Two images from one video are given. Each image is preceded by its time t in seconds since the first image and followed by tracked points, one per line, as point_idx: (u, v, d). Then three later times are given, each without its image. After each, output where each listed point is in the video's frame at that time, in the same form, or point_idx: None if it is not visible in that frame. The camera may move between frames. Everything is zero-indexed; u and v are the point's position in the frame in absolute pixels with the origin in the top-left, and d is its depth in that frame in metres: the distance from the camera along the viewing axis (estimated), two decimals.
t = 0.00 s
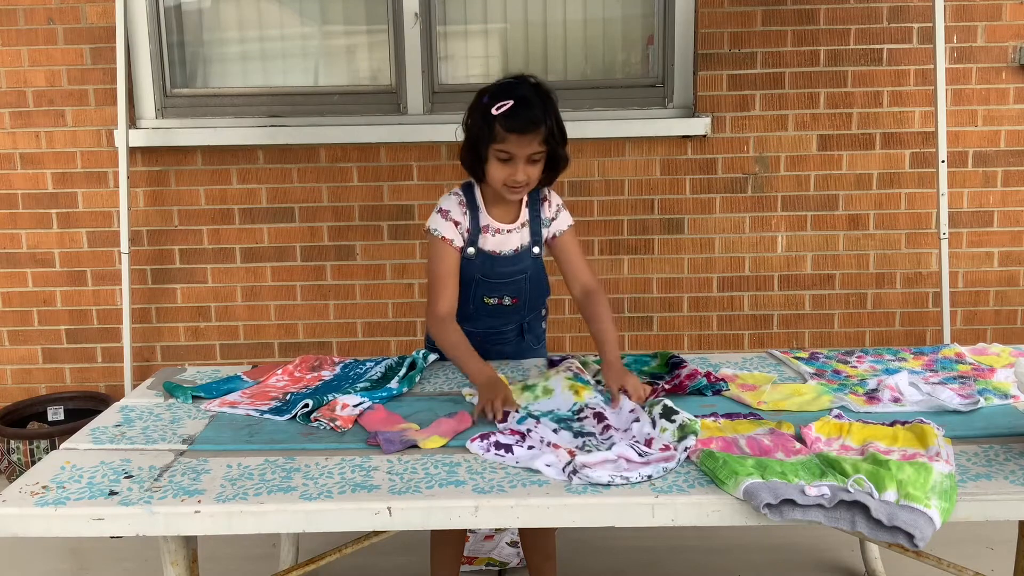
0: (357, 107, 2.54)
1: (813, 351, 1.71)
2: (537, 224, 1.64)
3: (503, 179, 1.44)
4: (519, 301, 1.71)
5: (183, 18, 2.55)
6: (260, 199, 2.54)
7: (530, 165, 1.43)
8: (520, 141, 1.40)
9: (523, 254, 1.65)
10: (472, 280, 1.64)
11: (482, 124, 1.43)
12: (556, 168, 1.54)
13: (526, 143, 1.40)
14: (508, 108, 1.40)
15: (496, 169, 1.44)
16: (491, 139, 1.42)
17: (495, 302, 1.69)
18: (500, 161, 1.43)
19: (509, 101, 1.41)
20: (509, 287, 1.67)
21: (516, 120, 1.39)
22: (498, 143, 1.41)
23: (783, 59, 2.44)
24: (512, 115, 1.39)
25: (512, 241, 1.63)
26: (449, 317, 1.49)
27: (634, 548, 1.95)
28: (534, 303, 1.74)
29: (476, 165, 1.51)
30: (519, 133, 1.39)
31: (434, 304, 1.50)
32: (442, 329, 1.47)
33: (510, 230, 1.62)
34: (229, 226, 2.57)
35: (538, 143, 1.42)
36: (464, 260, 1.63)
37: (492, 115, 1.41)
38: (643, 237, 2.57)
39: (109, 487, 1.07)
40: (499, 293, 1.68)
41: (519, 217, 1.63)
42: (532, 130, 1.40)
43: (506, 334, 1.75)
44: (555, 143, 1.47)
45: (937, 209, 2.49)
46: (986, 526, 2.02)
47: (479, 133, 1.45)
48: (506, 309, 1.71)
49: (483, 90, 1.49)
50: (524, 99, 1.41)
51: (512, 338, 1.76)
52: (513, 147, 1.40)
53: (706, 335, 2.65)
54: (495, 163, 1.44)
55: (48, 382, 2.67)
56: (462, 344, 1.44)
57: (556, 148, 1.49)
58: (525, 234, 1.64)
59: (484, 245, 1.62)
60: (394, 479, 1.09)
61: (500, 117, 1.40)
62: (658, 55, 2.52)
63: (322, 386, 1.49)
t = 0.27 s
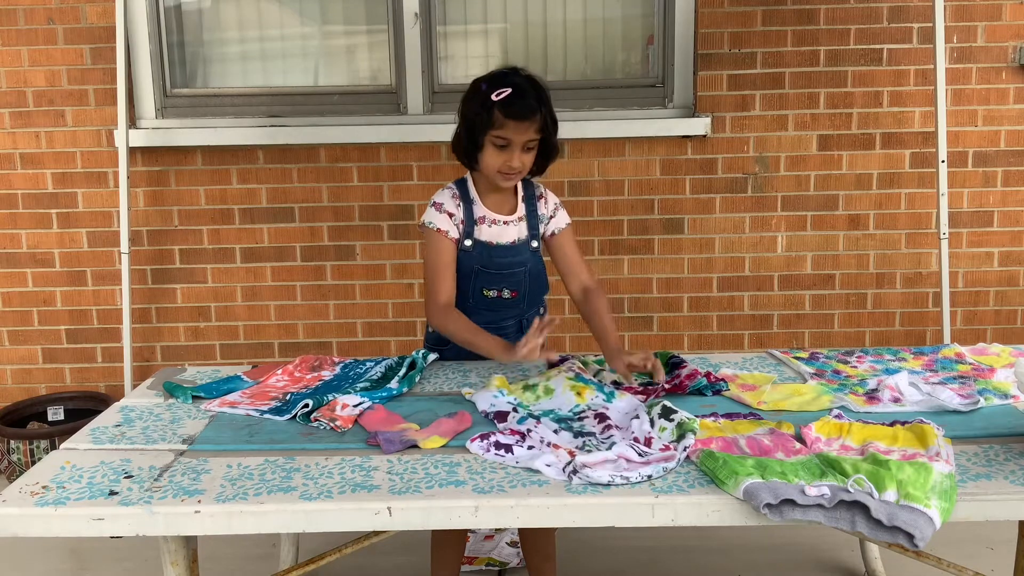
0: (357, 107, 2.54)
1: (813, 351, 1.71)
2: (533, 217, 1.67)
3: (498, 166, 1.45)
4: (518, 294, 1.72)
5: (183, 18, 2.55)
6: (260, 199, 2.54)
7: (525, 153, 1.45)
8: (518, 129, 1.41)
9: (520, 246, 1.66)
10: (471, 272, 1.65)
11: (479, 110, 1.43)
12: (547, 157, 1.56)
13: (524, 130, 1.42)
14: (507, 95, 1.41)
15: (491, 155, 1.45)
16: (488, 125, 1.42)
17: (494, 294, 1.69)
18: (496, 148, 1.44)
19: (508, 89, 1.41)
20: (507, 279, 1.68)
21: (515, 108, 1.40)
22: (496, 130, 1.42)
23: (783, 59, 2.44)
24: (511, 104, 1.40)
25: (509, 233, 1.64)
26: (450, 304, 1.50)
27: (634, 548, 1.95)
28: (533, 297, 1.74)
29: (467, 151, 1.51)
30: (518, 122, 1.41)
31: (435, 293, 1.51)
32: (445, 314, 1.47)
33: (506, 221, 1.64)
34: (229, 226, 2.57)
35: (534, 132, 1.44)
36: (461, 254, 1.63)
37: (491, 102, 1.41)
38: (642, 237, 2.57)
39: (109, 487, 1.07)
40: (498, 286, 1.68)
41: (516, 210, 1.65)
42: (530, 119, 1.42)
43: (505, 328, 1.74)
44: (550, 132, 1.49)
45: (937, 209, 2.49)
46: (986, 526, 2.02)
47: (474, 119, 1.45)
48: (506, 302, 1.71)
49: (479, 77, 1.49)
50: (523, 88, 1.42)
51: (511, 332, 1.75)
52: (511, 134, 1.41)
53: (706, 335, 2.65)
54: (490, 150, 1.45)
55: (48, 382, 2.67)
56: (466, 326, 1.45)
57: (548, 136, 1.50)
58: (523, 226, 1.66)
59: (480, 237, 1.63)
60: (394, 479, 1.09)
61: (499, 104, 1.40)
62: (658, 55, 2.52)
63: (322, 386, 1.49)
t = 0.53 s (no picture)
0: (357, 107, 2.54)
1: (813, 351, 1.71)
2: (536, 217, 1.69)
3: (512, 167, 1.46)
4: (523, 292, 1.70)
5: (183, 18, 2.55)
6: (260, 199, 2.55)
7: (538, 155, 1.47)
8: (536, 132, 1.43)
9: (525, 244, 1.67)
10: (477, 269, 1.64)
11: (497, 111, 1.43)
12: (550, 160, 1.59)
13: (541, 133, 1.44)
14: (527, 98, 1.42)
15: (507, 157, 1.45)
16: (506, 127, 1.42)
17: (500, 291, 1.67)
18: (511, 150, 1.44)
19: (526, 91, 1.42)
20: (512, 274, 1.67)
21: (535, 110, 1.41)
22: (515, 132, 1.42)
23: (783, 59, 2.44)
24: (530, 106, 1.41)
25: (513, 232, 1.66)
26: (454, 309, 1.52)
27: (634, 548, 1.95)
28: (537, 294, 1.73)
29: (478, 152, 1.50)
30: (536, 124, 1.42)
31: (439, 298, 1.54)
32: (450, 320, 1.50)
33: (510, 220, 1.65)
34: (229, 226, 2.57)
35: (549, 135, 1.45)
36: (466, 253, 1.63)
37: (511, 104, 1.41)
38: (643, 237, 2.57)
39: (109, 487, 1.07)
40: (503, 282, 1.67)
41: (519, 209, 1.67)
42: (547, 121, 1.43)
43: (510, 326, 1.72)
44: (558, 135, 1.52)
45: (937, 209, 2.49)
46: (986, 526, 2.02)
47: (491, 120, 1.44)
48: (511, 299, 1.69)
49: (490, 79, 1.49)
50: (539, 91, 1.43)
51: (515, 331, 1.73)
52: (529, 136, 1.43)
53: (706, 335, 2.65)
54: (505, 151, 1.45)
55: (48, 382, 2.67)
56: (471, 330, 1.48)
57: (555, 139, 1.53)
58: (527, 225, 1.68)
59: (485, 236, 1.63)
60: (394, 479, 1.09)
61: (520, 107, 1.41)
62: (658, 55, 2.52)
63: (322, 386, 1.49)
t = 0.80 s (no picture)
0: (357, 107, 2.54)
1: (813, 351, 1.71)
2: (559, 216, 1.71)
3: (546, 167, 1.47)
4: (544, 290, 1.71)
5: (183, 18, 2.55)
6: (260, 199, 2.55)
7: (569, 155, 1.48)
8: (572, 133, 1.44)
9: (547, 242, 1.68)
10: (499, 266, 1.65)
11: (533, 112, 1.43)
12: (575, 159, 1.61)
13: (575, 135, 1.45)
14: (565, 101, 1.42)
15: (542, 158, 1.45)
16: (544, 129, 1.42)
17: (520, 289, 1.69)
18: (546, 150, 1.45)
19: (563, 93, 1.43)
20: (533, 272, 1.68)
21: (572, 112, 1.42)
22: (551, 133, 1.43)
23: (783, 59, 2.44)
24: (568, 108, 1.42)
25: (537, 229, 1.67)
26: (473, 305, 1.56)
27: (634, 548, 1.95)
28: (557, 295, 1.74)
29: (508, 152, 1.50)
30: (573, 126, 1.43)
31: (457, 293, 1.57)
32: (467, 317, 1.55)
33: (534, 218, 1.66)
34: (229, 226, 2.57)
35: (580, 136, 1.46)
36: (489, 248, 1.64)
37: (549, 105, 1.41)
38: (643, 237, 2.57)
39: (109, 487, 1.07)
40: (524, 280, 1.68)
41: (542, 208, 1.69)
42: (582, 123, 1.44)
43: (529, 324, 1.73)
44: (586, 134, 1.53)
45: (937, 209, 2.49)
46: (986, 526, 2.02)
47: (526, 121, 1.44)
48: (531, 297, 1.71)
49: (524, 79, 1.48)
50: (574, 92, 1.44)
51: (535, 330, 1.74)
52: (565, 137, 1.44)
53: (706, 335, 2.65)
54: (540, 152, 1.45)
55: (48, 382, 2.67)
56: (486, 330, 1.53)
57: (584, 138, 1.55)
58: (549, 224, 1.69)
59: (508, 231, 1.64)
60: (394, 479, 1.09)
61: (558, 109, 1.41)
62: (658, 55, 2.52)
63: (322, 386, 1.49)
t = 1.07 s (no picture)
0: (356, 107, 2.54)
1: (813, 351, 1.71)
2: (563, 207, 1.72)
3: (558, 162, 1.48)
4: (548, 283, 1.71)
5: (183, 18, 2.55)
6: (260, 199, 2.55)
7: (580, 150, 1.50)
8: (586, 128, 1.46)
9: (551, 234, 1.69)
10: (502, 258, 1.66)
11: (548, 107, 1.43)
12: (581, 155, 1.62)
13: (587, 130, 1.46)
14: (579, 96, 1.43)
15: (555, 153, 1.47)
16: (559, 124, 1.43)
17: (524, 281, 1.69)
18: (559, 145, 1.46)
19: (577, 89, 1.44)
20: (536, 264, 1.68)
21: (586, 108, 1.44)
22: (565, 128, 1.44)
23: (783, 59, 2.44)
24: (583, 103, 1.44)
25: (539, 221, 1.68)
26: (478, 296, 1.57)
27: (634, 548, 1.95)
28: (563, 290, 1.73)
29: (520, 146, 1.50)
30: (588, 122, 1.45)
31: (465, 281, 1.58)
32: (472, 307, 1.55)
33: (536, 209, 1.68)
34: (229, 226, 2.57)
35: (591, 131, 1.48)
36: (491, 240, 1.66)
37: (564, 100, 1.43)
38: (642, 237, 2.57)
39: (109, 487, 1.07)
40: (527, 272, 1.68)
41: (546, 199, 1.70)
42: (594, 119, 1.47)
43: (536, 320, 1.71)
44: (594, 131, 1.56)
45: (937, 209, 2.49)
46: (986, 526, 2.02)
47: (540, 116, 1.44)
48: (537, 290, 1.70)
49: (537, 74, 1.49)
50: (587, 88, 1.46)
51: (542, 327, 1.73)
52: (578, 133, 1.45)
53: (706, 335, 2.65)
54: (553, 147, 1.46)
55: (48, 382, 2.67)
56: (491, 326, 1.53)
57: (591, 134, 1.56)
58: (553, 216, 1.70)
59: (510, 223, 1.66)
60: (394, 479, 1.09)
61: (573, 104, 1.43)
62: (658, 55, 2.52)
63: (322, 386, 1.49)
